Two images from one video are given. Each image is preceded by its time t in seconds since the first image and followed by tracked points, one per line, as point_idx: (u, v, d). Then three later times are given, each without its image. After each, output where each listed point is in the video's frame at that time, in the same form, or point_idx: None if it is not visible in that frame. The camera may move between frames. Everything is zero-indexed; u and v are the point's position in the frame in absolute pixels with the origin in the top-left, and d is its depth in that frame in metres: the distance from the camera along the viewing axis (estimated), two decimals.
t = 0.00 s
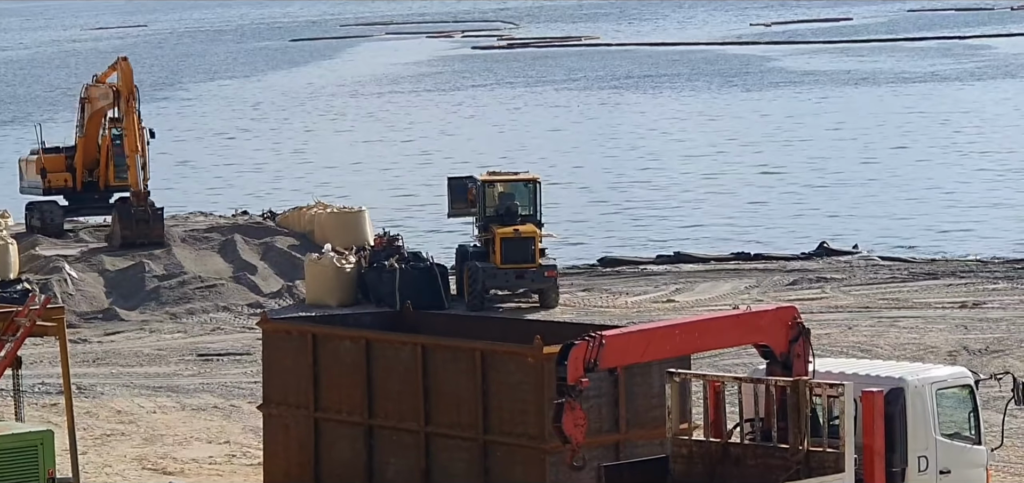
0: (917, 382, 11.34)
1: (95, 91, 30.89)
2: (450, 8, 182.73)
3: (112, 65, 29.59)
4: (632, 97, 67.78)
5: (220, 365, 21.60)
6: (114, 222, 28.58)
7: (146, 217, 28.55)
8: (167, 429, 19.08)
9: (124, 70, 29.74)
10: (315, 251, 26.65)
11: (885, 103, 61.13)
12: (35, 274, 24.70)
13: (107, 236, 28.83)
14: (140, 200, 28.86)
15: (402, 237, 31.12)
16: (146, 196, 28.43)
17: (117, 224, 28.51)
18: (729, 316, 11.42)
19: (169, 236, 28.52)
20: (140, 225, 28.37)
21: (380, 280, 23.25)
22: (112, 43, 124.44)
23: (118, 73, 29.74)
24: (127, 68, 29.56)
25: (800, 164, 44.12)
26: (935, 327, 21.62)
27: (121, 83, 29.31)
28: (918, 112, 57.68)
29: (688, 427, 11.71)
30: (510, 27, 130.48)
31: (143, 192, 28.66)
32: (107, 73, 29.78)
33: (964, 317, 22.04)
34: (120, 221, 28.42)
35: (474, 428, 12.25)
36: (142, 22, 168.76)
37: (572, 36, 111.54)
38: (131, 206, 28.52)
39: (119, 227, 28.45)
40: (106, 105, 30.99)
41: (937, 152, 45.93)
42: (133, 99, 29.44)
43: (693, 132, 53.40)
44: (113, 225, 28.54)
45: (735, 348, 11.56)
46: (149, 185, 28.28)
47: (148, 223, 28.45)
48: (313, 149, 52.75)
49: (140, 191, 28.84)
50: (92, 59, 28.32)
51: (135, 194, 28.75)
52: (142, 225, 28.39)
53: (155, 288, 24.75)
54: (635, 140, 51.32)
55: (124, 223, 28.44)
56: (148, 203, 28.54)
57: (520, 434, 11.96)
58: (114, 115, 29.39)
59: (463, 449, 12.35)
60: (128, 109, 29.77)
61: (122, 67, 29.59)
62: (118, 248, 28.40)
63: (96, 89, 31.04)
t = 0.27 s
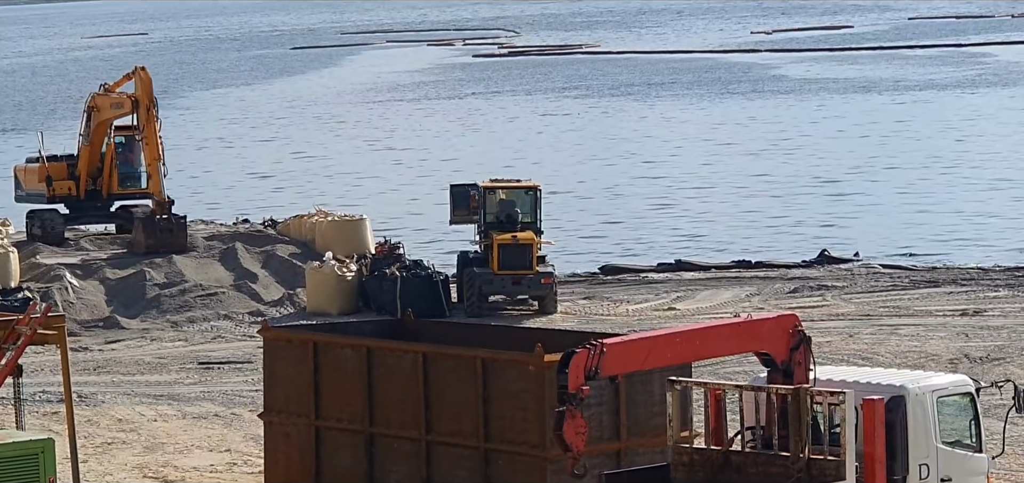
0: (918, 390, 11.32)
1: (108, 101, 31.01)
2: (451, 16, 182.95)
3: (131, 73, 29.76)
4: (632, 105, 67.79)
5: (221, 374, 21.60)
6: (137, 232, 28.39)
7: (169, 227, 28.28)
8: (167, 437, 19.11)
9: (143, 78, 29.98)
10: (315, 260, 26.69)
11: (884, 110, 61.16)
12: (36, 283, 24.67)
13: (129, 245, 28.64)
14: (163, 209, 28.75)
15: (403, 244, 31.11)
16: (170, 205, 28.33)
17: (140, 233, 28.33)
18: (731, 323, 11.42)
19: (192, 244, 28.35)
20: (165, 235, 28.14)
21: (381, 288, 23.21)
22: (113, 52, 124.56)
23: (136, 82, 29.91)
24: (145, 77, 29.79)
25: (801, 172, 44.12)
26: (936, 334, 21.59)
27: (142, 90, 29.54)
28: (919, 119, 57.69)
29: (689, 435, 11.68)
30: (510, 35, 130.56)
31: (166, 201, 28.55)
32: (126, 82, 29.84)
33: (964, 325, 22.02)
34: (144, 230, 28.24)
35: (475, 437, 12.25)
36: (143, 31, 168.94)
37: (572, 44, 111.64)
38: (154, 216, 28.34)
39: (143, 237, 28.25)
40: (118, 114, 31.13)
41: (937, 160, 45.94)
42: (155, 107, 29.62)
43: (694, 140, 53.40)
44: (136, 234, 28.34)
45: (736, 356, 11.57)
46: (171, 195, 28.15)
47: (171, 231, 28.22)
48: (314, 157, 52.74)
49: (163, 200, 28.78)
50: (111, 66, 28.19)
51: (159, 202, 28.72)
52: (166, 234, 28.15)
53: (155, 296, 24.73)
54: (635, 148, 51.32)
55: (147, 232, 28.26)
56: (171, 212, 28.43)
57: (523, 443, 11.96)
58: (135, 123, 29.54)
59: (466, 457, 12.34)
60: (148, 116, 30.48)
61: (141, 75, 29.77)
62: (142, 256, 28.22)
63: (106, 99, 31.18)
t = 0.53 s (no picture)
0: (917, 400, 11.34)
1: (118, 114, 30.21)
2: (451, 27, 183.28)
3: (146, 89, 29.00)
4: (631, 116, 67.85)
5: (220, 386, 21.59)
6: (160, 243, 28.26)
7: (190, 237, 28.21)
8: (166, 449, 19.13)
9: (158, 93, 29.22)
10: (314, 271, 26.78)
11: (884, 121, 61.24)
12: (35, 294, 24.67)
13: (151, 256, 28.49)
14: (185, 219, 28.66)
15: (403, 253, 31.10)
16: (194, 217, 28.30)
17: (163, 244, 28.26)
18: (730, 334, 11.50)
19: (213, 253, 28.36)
20: (187, 246, 28.04)
21: (380, 299, 23.22)
22: (114, 63, 124.75)
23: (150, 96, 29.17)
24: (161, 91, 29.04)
25: (801, 183, 44.13)
26: (935, 345, 21.61)
27: (159, 106, 28.80)
28: (918, 130, 57.76)
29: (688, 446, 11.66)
30: (510, 45, 130.79)
31: (189, 213, 28.50)
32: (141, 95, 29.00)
33: (963, 336, 22.03)
34: (166, 241, 28.19)
35: (474, 447, 12.26)
36: (144, 42, 169.31)
37: (573, 55, 111.79)
38: (176, 227, 28.27)
39: (165, 248, 28.14)
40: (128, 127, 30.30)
41: (937, 171, 45.98)
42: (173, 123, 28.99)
43: (694, 151, 53.46)
44: (158, 246, 28.22)
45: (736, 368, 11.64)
46: (195, 205, 28.17)
47: (193, 242, 28.15)
48: (314, 168, 52.75)
49: (185, 211, 28.73)
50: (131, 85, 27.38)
51: (181, 214, 28.64)
52: (188, 246, 28.05)
53: (155, 307, 24.75)
54: (635, 160, 51.36)
55: (170, 243, 28.15)
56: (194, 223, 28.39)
57: (521, 454, 11.97)
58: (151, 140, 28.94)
59: (465, 468, 12.36)
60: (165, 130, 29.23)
61: (156, 90, 29.01)
62: (165, 266, 28.07)
63: (113, 111, 30.50)
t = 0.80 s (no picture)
0: (918, 413, 11.36)
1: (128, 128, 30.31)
2: (455, 39, 183.59)
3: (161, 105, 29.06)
4: (633, 127, 67.89)
5: (221, 397, 21.58)
6: (183, 253, 28.12)
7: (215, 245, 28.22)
8: (167, 461, 19.15)
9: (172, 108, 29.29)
10: (316, 283, 26.73)
11: (886, 133, 61.24)
12: (36, 306, 24.65)
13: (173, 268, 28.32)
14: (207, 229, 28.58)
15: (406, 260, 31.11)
16: (218, 226, 28.29)
17: (187, 254, 28.15)
18: (733, 346, 11.85)
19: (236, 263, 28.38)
20: (212, 256, 28.06)
21: (380, 311, 23.19)
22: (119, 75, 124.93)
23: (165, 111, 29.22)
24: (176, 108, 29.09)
25: (802, 194, 44.11)
26: (937, 357, 21.61)
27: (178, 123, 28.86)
28: (920, 142, 57.75)
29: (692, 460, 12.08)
30: (513, 57, 131.02)
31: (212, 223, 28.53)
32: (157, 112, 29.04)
33: (965, 347, 22.03)
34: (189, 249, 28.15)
35: (476, 460, 12.25)
36: (148, 53, 169.59)
37: (574, 67, 111.73)
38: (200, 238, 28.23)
39: (189, 258, 28.07)
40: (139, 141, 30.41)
41: (938, 183, 45.97)
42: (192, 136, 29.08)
43: (695, 163, 53.48)
44: (182, 255, 28.07)
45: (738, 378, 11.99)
46: (219, 215, 28.19)
47: (216, 253, 28.16)
48: (316, 180, 52.79)
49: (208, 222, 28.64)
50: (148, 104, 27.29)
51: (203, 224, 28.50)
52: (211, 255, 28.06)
53: (156, 319, 24.68)
54: (637, 171, 51.38)
55: (194, 254, 28.08)
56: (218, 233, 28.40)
57: (522, 466, 11.94)
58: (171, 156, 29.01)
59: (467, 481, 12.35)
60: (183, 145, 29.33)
61: (172, 105, 29.05)
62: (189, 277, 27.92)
63: (122, 124, 30.54)
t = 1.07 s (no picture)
0: (933, 420, 11.51)
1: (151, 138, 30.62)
2: (468, 46, 183.77)
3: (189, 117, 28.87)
4: (647, 135, 67.90)
5: (236, 405, 21.58)
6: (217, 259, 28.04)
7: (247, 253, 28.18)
8: (183, 468, 19.22)
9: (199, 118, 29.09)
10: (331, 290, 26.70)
11: (898, 141, 61.21)
12: (51, 313, 24.65)
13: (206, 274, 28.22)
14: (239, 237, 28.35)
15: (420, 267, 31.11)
16: (251, 234, 28.23)
17: (220, 261, 28.08)
18: (746, 353, 11.97)
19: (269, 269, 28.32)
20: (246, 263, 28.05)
21: (395, 318, 23.15)
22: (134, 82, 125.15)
23: (191, 122, 29.05)
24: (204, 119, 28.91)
25: (816, 202, 44.05)
26: (952, 364, 21.59)
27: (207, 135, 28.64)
28: (933, 149, 57.72)
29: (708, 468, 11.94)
30: (526, 65, 131.17)
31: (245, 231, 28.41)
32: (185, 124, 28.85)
33: (981, 355, 22.01)
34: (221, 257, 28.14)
35: (491, 467, 12.47)
36: (162, 61, 169.86)
37: (588, 74, 111.79)
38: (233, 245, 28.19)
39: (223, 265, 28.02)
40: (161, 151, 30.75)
41: (952, 190, 45.94)
42: (221, 147, 28.87)
43: (708, 170, 53.49)
44: (216, 262, 27.98)
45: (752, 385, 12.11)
46: (252, 223, 28.15)
47: (249, 261, 28.13)
48: (329, 188, 52.80)
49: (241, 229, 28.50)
50: (173, 116, 27.09)
51: (236, 232, 28.34)
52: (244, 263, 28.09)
53: (172, 326, 24.65)
54: (650, 179, 51.43)
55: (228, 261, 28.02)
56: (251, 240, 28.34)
57: (538, 473, 12.15)
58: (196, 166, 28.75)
59: None
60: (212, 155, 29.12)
61: (197, 116, 28.86)
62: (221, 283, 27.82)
63: (144, 134, 30.85)
